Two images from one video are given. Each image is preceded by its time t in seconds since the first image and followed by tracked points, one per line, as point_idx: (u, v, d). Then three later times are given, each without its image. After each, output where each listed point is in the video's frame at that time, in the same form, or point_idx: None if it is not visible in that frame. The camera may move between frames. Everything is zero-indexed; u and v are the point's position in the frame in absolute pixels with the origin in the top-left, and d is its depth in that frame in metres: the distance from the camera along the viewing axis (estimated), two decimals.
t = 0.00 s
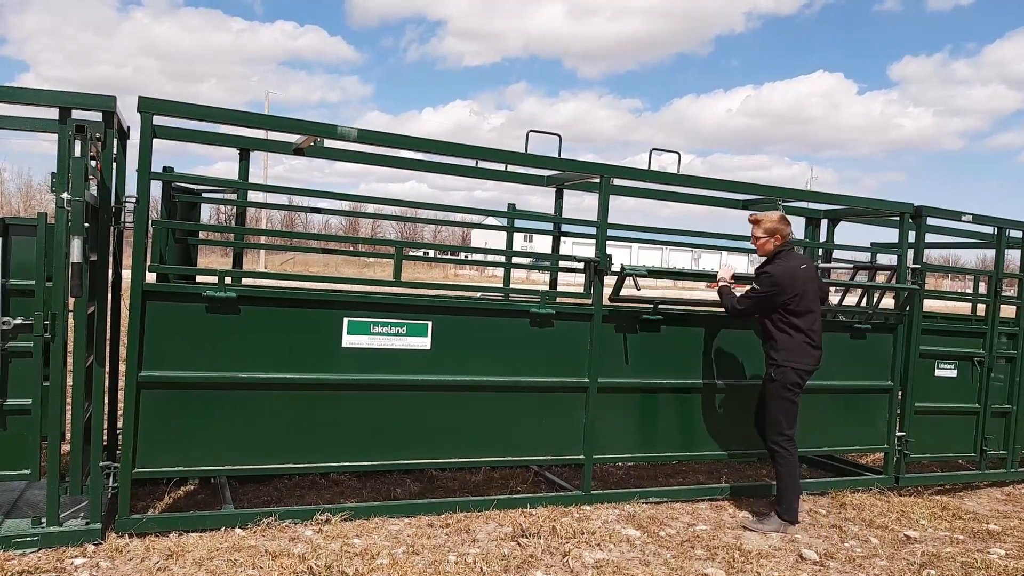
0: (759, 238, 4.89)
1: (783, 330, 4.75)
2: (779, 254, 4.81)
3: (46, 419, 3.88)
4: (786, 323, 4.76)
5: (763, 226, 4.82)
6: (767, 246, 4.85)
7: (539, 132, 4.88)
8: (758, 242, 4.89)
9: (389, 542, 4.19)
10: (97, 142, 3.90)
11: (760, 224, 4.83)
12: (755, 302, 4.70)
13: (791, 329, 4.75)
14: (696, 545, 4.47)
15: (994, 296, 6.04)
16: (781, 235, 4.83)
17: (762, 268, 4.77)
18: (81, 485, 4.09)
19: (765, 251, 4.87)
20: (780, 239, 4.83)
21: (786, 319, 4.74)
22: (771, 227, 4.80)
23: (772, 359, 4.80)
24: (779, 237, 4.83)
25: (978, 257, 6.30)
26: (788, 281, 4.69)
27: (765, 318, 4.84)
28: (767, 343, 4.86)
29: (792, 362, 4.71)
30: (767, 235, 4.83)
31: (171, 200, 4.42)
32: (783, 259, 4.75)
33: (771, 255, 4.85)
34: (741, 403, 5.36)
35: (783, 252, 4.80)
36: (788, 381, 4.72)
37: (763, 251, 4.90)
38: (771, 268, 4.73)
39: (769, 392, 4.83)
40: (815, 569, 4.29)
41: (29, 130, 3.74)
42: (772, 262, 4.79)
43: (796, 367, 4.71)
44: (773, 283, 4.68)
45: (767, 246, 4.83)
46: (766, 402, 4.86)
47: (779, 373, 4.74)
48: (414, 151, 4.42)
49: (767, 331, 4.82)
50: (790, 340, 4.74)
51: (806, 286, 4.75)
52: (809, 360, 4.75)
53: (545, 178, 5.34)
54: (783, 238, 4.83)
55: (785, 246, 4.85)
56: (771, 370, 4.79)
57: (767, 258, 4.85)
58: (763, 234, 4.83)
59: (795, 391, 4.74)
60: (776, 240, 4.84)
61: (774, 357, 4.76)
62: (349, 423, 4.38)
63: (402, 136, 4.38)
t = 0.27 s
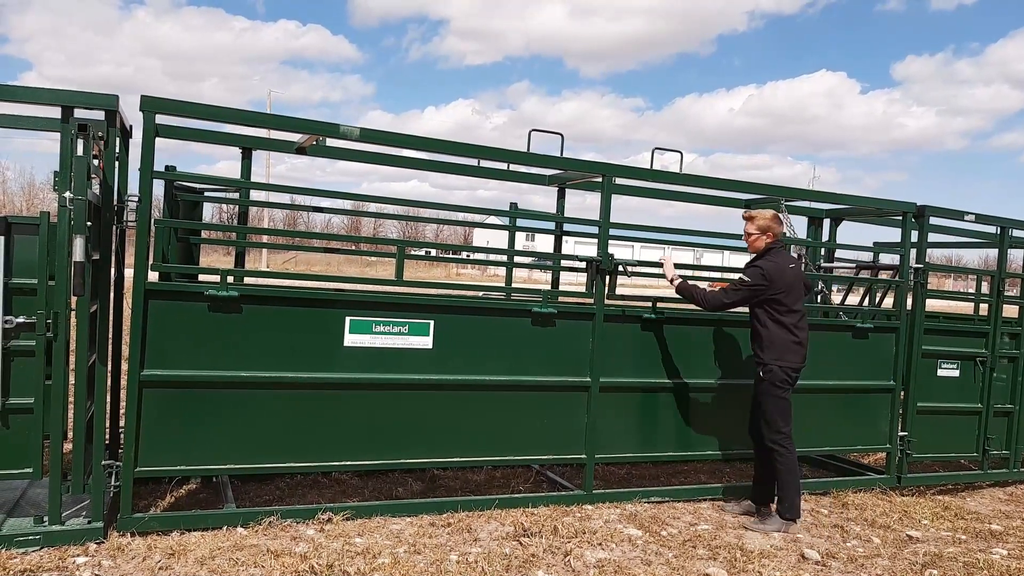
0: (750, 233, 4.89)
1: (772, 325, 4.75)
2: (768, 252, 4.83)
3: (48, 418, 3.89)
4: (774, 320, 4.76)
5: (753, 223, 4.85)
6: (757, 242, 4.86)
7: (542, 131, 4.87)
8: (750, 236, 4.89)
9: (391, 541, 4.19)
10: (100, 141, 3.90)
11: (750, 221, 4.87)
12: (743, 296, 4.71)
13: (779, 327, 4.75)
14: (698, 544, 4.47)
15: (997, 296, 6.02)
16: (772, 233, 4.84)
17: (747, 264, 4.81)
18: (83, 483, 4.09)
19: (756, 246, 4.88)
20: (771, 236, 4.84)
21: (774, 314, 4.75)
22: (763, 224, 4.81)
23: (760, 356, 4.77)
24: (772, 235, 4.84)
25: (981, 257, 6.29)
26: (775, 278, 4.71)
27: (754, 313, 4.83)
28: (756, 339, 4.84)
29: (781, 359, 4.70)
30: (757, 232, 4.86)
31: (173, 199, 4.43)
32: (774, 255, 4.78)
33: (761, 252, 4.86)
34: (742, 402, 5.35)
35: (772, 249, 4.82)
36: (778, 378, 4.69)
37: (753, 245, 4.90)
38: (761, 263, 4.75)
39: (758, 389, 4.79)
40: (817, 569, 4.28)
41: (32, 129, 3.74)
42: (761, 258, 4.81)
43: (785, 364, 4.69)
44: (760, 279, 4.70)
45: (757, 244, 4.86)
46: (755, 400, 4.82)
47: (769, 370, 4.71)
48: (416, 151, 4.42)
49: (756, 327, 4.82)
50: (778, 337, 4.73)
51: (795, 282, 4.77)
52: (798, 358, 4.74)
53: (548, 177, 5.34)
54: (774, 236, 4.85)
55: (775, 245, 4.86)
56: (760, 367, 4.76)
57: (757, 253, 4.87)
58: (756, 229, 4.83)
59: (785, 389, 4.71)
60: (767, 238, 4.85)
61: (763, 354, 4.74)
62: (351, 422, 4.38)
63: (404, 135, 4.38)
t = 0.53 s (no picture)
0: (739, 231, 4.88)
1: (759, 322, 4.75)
2: (754, 250, 4.83)
3: (50, 418, 3.89)
4: (759, 318, 4.76)
5: (742, 222, 4.85)
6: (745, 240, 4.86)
7: (543, 132, 4.87)
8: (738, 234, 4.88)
9: (391, 542, 4.19)
10: (101, 142, 3.91)
11: (738, 220, 4.87)
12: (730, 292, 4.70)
13: (763, 324, 4.75)
14: (699, 545, 4.47)
15: (998, 297, 6.02)
16: (760, 233, 4.85)
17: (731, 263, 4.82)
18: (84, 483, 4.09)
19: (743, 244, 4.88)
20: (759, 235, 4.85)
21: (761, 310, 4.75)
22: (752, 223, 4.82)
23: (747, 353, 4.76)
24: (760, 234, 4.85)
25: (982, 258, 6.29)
26: (757, 275, 4.72)
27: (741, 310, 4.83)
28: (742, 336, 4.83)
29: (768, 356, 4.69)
30: (744, 232, 4.86)
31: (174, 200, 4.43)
32: (762, 253, 4.79)
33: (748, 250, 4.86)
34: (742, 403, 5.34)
35: (758, 248, 4.83)
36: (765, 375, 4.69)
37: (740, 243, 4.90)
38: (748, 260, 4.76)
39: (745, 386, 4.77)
40: (818, 570, 4.28)
41: (34, 129, 3.74)
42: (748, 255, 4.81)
43: (771, 361, 4.69)
44: (742, 277, 4.71)
45: (744, 243, 4.87)
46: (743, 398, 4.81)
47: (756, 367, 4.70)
48: (417, 151, 4.42)
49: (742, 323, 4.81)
50: (763, 335, 4.73)
51: (781, 280, 4.78)
52: (784, 355, 4.73)
53: (549, 177, 5.34)
54: (761, 236, 4.85)
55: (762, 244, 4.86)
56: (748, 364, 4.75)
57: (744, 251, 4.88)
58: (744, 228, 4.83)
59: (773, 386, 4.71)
60: (755, 237, 4.85)
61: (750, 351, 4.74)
62: (351, 422, 4.38)
63: (405, 135, 4.38)
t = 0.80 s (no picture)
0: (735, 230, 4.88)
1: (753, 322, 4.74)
2: (750, 250, 4.82)
3: (51, 418, 3.90)
4: (753, 317, 4.75)
5: (739, 221, 4.85)
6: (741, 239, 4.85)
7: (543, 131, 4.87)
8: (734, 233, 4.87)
9: (393, 541, 4.19)
10: (102, 142, 3.91)
11: (734, 219, 4.86)
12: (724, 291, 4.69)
13: (756, 324, 4.74)
14: (700, 544, 4.47)
15: (999, 295, 6.01)
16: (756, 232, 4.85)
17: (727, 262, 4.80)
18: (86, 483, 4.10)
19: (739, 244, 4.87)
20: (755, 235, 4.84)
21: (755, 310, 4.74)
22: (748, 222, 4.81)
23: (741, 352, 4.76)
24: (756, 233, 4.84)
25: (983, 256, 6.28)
26: (752, 275, 4.71)
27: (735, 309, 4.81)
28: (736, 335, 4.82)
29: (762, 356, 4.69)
30: (740, 231, 4.85)
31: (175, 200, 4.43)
32: (757, 253, 4.78)
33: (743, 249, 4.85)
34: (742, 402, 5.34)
35: (753, 248, 4.82)
36: (758, 374, 4.69)
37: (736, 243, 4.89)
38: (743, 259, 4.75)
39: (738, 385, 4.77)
40: (819, 569, 4.28)
41: (35, 129, 3.75)
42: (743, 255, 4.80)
43: (762, 361, 4.68)
44: (737, 277, 4.70)
45: (739, 243, 4.87)
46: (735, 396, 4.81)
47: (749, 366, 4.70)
48: (418, 151, 4.42)
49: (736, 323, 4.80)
50: (757, 334, 4.72)
51: (776, 280, 4.77)
52: (778, 354, 4.73)
53: (549, 177, 5.33)
54: (757, 236, 4.85)
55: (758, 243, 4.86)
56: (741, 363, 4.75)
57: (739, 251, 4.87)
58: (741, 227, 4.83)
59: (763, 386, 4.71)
60: (752, 237, 4.85)
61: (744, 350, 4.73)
62: (352, 422, 4.38)
63: (406, 135, 4.38)
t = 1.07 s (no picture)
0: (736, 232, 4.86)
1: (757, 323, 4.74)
2: (752, 252, 4.81)
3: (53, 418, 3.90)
4: (758, 319, 4.75)
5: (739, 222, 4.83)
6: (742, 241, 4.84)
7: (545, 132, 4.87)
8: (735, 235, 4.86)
9: (394, 542, 4.19)
10: (104, 143, 3.91)
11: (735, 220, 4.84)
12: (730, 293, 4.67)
13: (763, 325, 4.74)
14: (701, 545, 4.47)
15: (1001, 297, 6.01)
16: (757, 233, 4.83)
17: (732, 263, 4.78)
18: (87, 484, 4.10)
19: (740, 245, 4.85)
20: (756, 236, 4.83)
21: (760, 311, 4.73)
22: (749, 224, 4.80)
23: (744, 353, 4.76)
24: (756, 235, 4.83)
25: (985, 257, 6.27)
26: (757, 277, 4.69)
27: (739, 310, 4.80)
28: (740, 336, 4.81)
29: (766, 357, 4.69)
30: (741, 232, 4.84)
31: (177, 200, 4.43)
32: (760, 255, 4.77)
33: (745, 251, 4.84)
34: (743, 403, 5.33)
35: (755, 250, 4.81)
36: (760, 375, 4.69)
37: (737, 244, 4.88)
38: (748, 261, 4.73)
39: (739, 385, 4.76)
40: (821, 571, 4.27)
41: (37, 130, 3.75)
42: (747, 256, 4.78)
43: (766, 361, 4.69)
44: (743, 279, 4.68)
45: (740, 244, 4.85)
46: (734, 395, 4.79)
47: (752, 367, 4.69)
48: (419, 152, 4.43)
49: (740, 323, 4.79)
50: (762, 335, 4.72)
51: (780, 281, 4.77)
52: (780, 355, 4.74)
53: (551, 177, 5.33)
54: (758, 237, 4.83)
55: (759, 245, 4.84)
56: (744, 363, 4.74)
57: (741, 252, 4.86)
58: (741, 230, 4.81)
59: (762, 385, 4.71)
60: (752, 238, 4.83)
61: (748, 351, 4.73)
62: (353, 422, 4.38)
63: (407, 136, 4.38)
